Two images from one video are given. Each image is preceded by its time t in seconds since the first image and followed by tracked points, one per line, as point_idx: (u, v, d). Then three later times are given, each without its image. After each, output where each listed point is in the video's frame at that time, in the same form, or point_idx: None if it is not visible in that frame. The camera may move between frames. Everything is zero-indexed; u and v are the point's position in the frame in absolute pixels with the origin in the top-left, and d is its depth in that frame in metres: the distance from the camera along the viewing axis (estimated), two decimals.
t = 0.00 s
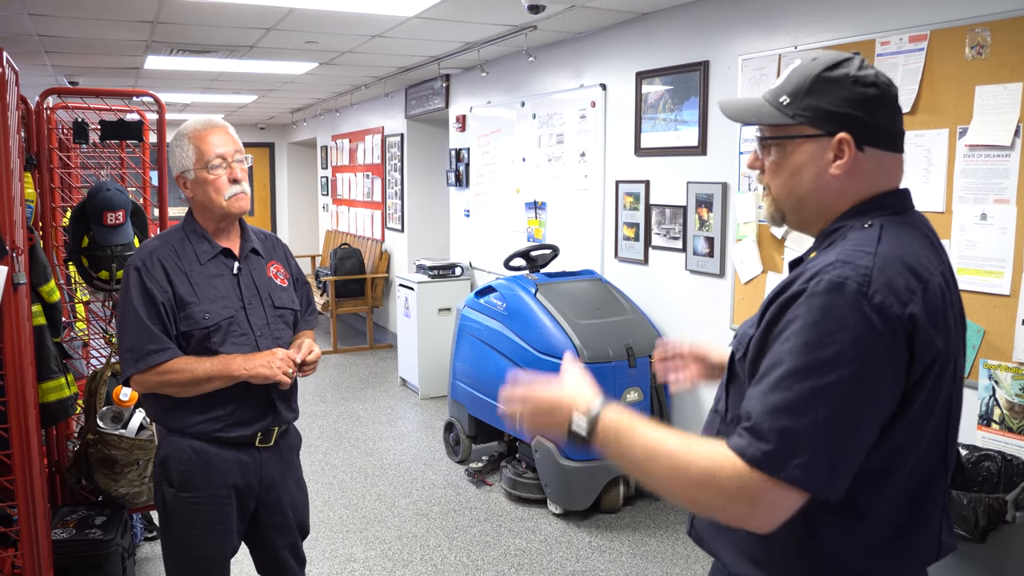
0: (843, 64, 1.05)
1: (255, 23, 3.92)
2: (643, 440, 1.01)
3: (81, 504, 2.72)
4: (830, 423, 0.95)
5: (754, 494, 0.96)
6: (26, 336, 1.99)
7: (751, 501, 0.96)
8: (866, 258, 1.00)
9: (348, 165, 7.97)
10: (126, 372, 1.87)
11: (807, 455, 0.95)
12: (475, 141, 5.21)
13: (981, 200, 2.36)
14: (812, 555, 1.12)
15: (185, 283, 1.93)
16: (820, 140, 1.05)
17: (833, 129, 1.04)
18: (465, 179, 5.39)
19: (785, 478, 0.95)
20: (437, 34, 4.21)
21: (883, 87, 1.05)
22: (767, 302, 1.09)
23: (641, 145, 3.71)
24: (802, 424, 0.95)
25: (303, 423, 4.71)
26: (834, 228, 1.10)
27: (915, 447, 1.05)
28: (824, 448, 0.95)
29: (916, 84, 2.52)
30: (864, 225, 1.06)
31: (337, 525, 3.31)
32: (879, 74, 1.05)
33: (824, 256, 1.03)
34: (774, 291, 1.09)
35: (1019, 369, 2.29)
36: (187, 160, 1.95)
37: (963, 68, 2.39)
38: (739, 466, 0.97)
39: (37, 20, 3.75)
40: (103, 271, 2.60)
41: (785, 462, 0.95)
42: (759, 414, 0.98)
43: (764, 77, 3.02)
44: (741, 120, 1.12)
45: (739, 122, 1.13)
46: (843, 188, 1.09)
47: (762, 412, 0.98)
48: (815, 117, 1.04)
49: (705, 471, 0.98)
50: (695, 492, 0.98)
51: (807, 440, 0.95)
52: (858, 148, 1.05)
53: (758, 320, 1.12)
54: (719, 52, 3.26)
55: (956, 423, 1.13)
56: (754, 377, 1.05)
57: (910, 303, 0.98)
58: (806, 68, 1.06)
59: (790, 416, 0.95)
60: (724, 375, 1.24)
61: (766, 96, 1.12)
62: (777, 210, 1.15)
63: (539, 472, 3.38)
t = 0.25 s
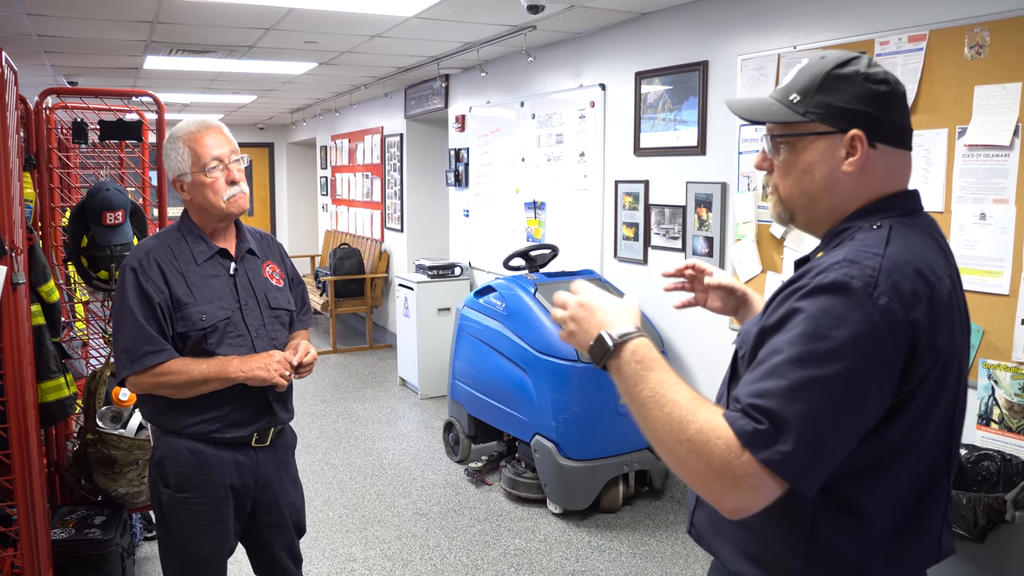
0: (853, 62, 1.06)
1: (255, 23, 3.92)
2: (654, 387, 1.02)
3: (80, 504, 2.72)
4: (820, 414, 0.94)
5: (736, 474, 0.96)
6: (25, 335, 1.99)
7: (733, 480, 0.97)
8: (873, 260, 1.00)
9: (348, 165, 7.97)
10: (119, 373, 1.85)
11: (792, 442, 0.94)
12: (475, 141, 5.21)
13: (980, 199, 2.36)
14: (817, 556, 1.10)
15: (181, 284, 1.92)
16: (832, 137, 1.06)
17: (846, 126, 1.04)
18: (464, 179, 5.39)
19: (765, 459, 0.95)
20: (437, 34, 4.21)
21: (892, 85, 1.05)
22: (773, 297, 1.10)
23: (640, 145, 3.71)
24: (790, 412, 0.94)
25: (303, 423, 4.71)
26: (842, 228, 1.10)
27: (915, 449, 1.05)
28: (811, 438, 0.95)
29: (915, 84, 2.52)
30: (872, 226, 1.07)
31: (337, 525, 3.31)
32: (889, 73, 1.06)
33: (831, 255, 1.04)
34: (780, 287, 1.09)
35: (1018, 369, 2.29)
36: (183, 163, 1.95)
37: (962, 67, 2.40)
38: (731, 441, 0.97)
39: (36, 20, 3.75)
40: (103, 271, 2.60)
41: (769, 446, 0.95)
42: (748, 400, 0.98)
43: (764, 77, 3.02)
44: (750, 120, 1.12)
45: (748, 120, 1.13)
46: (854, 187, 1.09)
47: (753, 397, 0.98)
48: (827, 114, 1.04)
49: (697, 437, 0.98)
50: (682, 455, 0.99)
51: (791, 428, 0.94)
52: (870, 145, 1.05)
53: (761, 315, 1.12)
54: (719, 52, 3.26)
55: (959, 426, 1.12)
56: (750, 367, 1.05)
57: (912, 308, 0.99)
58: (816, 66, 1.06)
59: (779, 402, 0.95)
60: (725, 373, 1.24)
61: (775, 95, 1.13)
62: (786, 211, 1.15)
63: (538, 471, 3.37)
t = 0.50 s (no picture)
0: (855, 60, 1.05)
1: (254, 23, 3.91)
2: (668, 396, 1.03)
3: (79, 504, 2.71)
4: (832, 417, 0.94)
5: (753, 481, 0.96)
6: (25, 335, 1.98)
7: (750, 487, 0.97)
8: (880, 259, 1.00)
9: (347, 164, 7.97)
10: (122, 371, 1.85)
11: (807, 447, 0.94)
12: (475, 140, 5.20)
13: (981, 199, 2.36)
14: (825, 559, 1.10)
15: (184, 281, 1.92)
16: (836, 136, 1.05)
17: (850, 125, 1.04)
18: (464, 178, 5.39)
19: (783, 467, 0.95)
20: (436, 34, 4.21)
21: (895, 82, 1.05)
22: (778, 298, 1.09)
23: (640, 144, 3.71)
24: (803, 417, 0.94)
25: (303, 423, 4.71)
26: (846, 227, 1.10)
27: (925, 450, 1.05)
28: (825, 442, 0.94)
29: (915, 84, 2.52)
30: (876, 226, 1.06)
31: (337, 524, 3.31)
32: (891, 70, 1.06)
33: (837, 255, 1.03)
34: (786, 288, 1.09)
35: (1019, 369, 2.29)
36: (180, 163, 1.94)
37: (962, 67, 2.40)
38: (746, 448, 0.97)
39: (36, 20, 3.75)
40: (102, 271, 2.59)
41: (784, 451, 0.95)
42: (761, 405, 0.98)
43: (764, 77, 3.02)
44: (753, 121, 1.12)
45: (750, 121, 1.13)
46: (858, 185, 1.09)
47: (766, 403, 0.97)
48: (830, 113, 1.04)
49: (712, 444, 0.98)
50: (699, 462, 1.00)
51: (805, 433, 0.94)
52: (874, 143, 1.05)
53: (768, 317, 1.12)
54: (719, 52, 3.26)
55: (965, 426, 1.13)
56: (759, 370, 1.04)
57: (921, 307, 0.99)
58: (818, 65, 1.06)
59: (792, 407, 0.95)
60: (731, 374, 1.25)
61: (777, 95, 1.12)
62: (792, 211, 1.15)
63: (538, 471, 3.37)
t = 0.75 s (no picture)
0: (862, 58, 1.05)
1: (255, 22, 3.91)
2: (670, 394, 1.03)
3: (80, 504, 2.71)
4: (833, 416, 0.94)
5: (753, 481, 0.96)
6: (25, 335, 1.98)
7: (750, 486, 0.96)
8: (883, 258, 0.99)
9: (348, 164, 7.96)
10: (133, 370, 1.89)
11: (806, 446, 0.93)
12: (475, 140, 5.20)
13: (984, 198, 2.35)
14: (829, 561, 1.09)
15: (193, 280, 1.95)
16: (843, 133, 1.05)
17: (857, 123, 1.03)
18: (464, 178, 5.38)
19: (781, 465, 0.94)
20: (437, 33, 4.20)
21: (903, 80, 1.05)
22: (782, 298, 1.09)
23: (641, 144, 3.70)
24: (802, 416, 0.94)
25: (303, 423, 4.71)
26: (850, 227, 1.10)
27: (929, 451, 1.04)
28: (825, 441, 0.93)
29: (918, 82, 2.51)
30: (881, 225, 1.06)
31: (337, 525, 3.30)
32: (899, 68, 1.05)
33: (841, 254, 1.03)
34: (790, 288, 1.09)
35: (1022, 369, 2.28)
36: (188, 162, 1.99)
37: (965, 66, 2.39)
38: (746, 448, 0.96)
39: (36, 19, 3.74)
40: (102, 271, 2.59)
41: (783, 450, 0.94)
42: (761, 404, 0.97)
43: (766, 76, 3.01)
44: (760, 119, 1.12)
45: (757, 118, 1.12)
46: (866, 183, 1.08)
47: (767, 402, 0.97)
48: (838, 111, 1.04)
49: (712, 443, 0.98)
50: (699, 461, 1.00)
51: (804, 432, 0.94)
52: (882, 141, 1.05)
53: (772, 317, 1.11)
54: (720, 51, 3.25)
55: (971, 427, 1.12)
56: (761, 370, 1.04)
57: (925, 307, 0.98)
58: (826, 62, 1.05)
59: (792, 405, 0.94)
60: (734, 374, 1.24)
61: (784, 92, 1.12)
62: (799, 208, 1.15)
63: (539, 471, 3.36)
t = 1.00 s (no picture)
0: (851, 58, 1.05)
1: (256, 23, 3.91)
2: (675, 386, 1.05)
3: (81, 504, 2.71)
4: (830, 415, 0.94)
5: (746, 474, 0.97)
6: (25, 335, 1.98)
7: (742, 480, 0.97)
8: (885, 258, 0.99)
9: (348, 165, 7.96)
10: (145, 368, 1.91)
11: (800, 443, 0.94)
12: (476, 140, 5.20)
13: (985, 199, 2.35)
14: (830, 561, 1.10)
15: (204, 279, 1.97)
16: (837, 135, 1.05)
17: (851, 123, 1.03)
18: (465, 178, 5.38)
19: (775, 461, 0.94)
20: (438, 33, 4.20)
21: (895, 77, 1.04)
22: (784, 298, 1.09)
23: (642, 144, 3.70)
24: (797, 413, 0.94)
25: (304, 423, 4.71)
26: (852, 227, 1.09)
27: (931, 452, 1.04)
28: (820, 440, 0.94)
29: (919, 83, 2.51)
30: (883, 225, 1.05)
31: (338, 525, 3.30)
32: (890, 65, 1.05)
33: (843, 253, 1.03)
34: (792, 287, 1.09)
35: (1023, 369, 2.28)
36: (199, 162, 1.99)
37: (966, 66, 2.39)
38: (740, 441, 0.97)
39: (36, 20, 3.74)
40: (103, 271, 2.59)
41: (777, 446, 0.95)
42: (758, 402, 0.97)
43: (766, 77, 3.01)
44: (755, 127, 1.12)
45: (750, 127, 1.13)
46: (863, 182, 1.08)
47: (764, 400, 0.97)
48: (831, 113, 1.04)
49: (709, 435, 1.00)
50: (697, 453, 1.01)
51: (799, 429, 0.94)
52: (876, 138, 1.04)
53: (773, 316, 1.11)
54: (721, 51, 3.25)
55: (973, 429, 1.12)
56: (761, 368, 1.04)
57: (926, 307, 0.97)
58: (815, 66, 1.06)
59: (788, 404, 0.95)
60: (736, 374, 1.24)
61: (777, 99, 1.13)
62: (800, 212, 1.15)
63: (540, 471, 3.36)
